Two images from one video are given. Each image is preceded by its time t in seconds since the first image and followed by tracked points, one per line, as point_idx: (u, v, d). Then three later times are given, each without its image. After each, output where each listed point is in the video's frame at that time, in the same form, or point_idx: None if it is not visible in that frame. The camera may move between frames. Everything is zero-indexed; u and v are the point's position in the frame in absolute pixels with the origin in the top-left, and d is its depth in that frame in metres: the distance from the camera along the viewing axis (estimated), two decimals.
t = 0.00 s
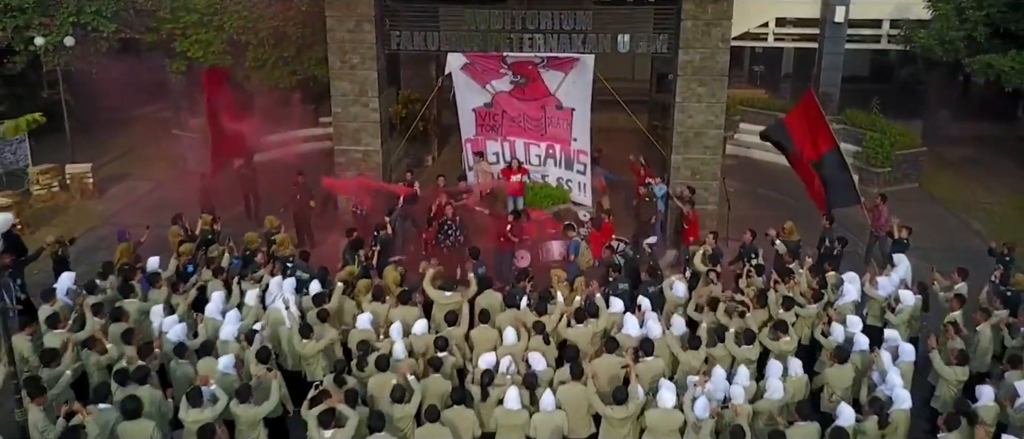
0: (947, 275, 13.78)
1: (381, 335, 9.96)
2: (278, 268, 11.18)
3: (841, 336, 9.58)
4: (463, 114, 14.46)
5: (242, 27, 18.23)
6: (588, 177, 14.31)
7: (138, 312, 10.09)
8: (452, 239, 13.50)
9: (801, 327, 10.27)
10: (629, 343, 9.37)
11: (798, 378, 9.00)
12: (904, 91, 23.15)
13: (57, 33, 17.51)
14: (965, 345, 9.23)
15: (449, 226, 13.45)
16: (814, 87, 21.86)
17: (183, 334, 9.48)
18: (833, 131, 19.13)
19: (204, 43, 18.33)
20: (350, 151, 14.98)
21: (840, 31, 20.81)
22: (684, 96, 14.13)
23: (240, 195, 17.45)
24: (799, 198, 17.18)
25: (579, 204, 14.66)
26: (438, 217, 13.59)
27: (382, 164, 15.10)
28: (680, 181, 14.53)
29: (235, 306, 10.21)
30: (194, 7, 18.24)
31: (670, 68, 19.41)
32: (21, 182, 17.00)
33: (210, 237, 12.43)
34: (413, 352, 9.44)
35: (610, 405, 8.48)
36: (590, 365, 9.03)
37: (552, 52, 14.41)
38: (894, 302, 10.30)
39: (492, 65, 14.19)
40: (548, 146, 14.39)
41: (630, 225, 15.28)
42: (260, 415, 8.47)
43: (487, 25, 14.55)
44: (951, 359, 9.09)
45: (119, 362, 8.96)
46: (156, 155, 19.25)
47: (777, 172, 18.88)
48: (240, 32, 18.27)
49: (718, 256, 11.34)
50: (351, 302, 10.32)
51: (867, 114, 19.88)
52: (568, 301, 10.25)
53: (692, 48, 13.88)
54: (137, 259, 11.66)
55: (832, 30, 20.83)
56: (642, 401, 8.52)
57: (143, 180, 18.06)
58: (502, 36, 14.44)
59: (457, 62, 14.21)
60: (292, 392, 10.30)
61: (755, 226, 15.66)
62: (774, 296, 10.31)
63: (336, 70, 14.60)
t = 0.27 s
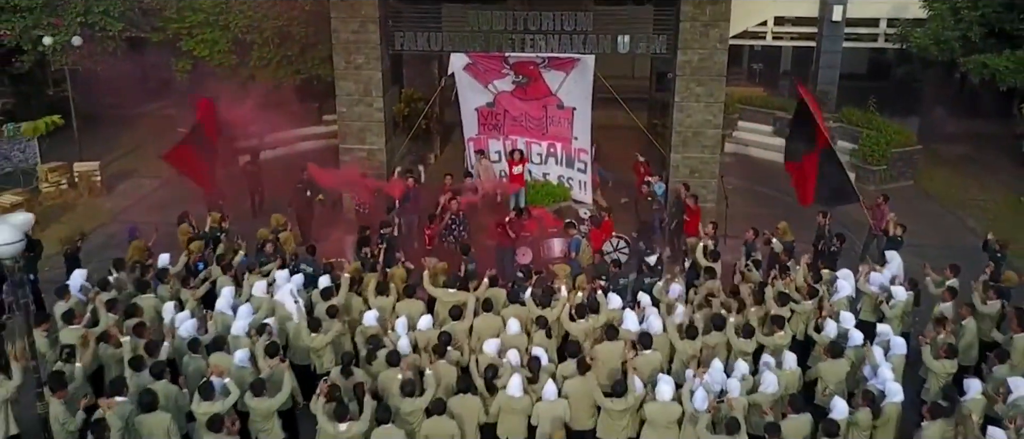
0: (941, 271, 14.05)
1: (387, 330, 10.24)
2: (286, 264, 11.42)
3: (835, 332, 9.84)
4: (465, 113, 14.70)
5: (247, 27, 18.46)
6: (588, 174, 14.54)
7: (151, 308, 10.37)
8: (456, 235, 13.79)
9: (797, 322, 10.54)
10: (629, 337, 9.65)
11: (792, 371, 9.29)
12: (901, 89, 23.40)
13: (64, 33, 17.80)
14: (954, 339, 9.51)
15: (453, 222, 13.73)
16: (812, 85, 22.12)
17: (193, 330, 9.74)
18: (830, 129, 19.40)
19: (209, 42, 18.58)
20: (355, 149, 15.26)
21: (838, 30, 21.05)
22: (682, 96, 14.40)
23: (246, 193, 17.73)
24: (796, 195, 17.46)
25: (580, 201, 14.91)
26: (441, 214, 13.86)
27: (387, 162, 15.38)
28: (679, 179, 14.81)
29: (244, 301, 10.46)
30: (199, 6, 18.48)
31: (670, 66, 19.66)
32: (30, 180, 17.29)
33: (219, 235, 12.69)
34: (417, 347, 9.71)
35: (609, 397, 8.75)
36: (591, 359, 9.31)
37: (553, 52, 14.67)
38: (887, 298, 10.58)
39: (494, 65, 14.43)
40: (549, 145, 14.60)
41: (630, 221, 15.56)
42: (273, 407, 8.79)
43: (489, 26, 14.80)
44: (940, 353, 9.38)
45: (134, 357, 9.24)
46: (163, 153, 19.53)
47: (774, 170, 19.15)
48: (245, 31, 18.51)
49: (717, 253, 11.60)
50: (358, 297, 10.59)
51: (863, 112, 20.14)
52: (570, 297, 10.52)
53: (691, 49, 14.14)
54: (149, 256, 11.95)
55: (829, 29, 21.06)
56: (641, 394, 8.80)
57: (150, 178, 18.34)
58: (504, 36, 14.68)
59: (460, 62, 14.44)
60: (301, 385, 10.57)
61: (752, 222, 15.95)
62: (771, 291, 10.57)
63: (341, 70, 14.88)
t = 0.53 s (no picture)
0: (934, 269, 14.34)
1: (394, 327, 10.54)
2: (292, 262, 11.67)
3: (828, 328, 10.13)
4: (468, 113, 14.97)
5: (251, 27, 18.68)
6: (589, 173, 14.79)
7: (163, 305, 10.66)
8: (459, 233, 14.08)
9: (791, 319, 10.84)
10: (628, 334, 9.94)
11: (786, 367, 9.59)
12: (897, 88, 23.66)
13: (73, 34, 18.08)
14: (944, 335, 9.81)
15: (457, 221, 14.03)
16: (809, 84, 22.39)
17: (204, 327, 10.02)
18: (827, 128, 19.68)
19: (215, 42, 18.81)
20: (360, 149, 15.55)
21: (836, 30, 21.27)
22: (681, 97, 14.67)
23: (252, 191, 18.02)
24: (793, 193, 17.74)
25: (581, 200, 15.16)
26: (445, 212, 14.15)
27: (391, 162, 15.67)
28: (678, 178, 15.10)
29: (254, 299, 10.74)
30: (205, 6, 18.71)
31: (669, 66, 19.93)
32: (39, 178, 17.55)
33: (227, 233, 12.96)
34: (422, 344, 10.00)
35: (610, 393, 9.03)
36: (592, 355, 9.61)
37: (554, 54, 14.94)
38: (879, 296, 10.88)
39: (496, 66, 14.68)
40: (551, 144, 14.86)
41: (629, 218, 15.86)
42: (286, 401, 9.09)
43: (491, 27, 15.06)
44: (931, 349, 9.67)
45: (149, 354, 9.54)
46: (169, 151, 19.80)
47: (772, 168, 19.44)
48: (249, 31, 18.75)
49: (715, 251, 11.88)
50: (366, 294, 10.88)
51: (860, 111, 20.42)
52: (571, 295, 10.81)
53: (690, 51, 14.40)
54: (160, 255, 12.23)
55: (827, 28, 21.29)
56: (640, 390, 9.10)
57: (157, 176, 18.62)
58: (506, 38, 14.94)
59: (462, 64, 14.69)
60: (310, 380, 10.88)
61: (750, 220, 16.24)
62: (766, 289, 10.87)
63: (346, 71, 15.16)
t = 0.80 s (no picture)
0: (928, 267, 14.64)
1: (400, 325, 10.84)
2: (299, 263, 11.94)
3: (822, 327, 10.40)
4: (471, 115, 15.23)
5: (256, 29, 18.92)
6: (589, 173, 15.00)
7: (175, 304, 10.97)
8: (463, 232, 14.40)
9: (786, 317, 11.17)
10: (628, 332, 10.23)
11: (780, 363, 9.90)
12: (894, 87, 23.94)
13: (81, 36, 18.42)
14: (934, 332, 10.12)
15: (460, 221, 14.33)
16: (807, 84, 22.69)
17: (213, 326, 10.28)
18: (824, 127, 19.98)
19: (220, 43, 19.06)
20: (365, 150, 15.86)
21: (833, 30, 21.51)
22: (680, 99, 14.96)
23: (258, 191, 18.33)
24: (790, 193, 18.06)
25: (581, 200, 15.35)
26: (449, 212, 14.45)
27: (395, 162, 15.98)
28: (677, 178, 15.41)
29: (263, 298, 11.02)
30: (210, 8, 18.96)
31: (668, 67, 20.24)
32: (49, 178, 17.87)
33: (236, 233, 13.24)
34: (428, 342, 10.29)
35: (611, 390, 9.30)
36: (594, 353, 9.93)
37: (555, 56, 15.22)
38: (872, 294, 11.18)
39: (498, 68, 14.93)
40: (552, 144, 15.05)
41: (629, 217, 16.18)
42: (299, 398, 9.42)
43: (493, 30, 15.32)
44: (922, 345, 9.98)
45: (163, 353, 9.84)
46: (176, 151, 20.12)
47: (770, 167, 19.75)
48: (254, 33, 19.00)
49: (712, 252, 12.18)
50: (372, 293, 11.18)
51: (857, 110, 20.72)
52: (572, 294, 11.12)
53: (689, 54, 14.69)
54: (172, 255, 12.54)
55: (824, 28, 21.51)
56: (640, 386, 9.41)
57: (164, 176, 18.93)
58: (508, 41, 15.20)
59: (465, 66, 14.95)
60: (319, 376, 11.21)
61: (747, 220, 16.56)
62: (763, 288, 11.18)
63: (351, 73, 15.47)
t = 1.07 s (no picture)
0: (923, 266, 14.95)
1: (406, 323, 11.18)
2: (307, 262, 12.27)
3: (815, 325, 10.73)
4: (473, 116, 15.52)
5: (261, 30, 19.13)
6: (590, 173, 15.27)
7: (187, 303, 11.31)
8: (466, 232, 14.74)
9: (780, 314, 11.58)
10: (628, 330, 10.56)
11: (774, 361, 10.22)
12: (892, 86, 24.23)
13: (90, 37, 18.73)
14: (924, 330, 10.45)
15: (464, 221, 14.67)
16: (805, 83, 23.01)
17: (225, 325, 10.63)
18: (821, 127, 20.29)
19: (226, 44, 19.35)
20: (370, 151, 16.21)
21: (831, 30, 21.74)
22: (678, 101, 15.28)
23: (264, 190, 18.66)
24: (787, 192, 18.38)
25: (581, 200, 15.61)
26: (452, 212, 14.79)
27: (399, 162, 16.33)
28: (675, 178, 15.73)
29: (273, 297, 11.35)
30: (217, 10, 19.23)
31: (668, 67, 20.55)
32: (60, 177, 18.22)
33: (245, 233, 13.57)
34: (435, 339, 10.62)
35: (611, 386, 9.64)
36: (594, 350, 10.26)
37: (556, 59, 15.50)
38: (864, 292, 11.52)
39: (500, 70, 15.23)
40: (553, 145, 15.34)
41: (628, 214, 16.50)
42: (310, 394, 9.77)
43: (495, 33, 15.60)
44: (912, 342, 10.31)
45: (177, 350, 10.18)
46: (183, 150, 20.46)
47: (767, 166, 20.07)
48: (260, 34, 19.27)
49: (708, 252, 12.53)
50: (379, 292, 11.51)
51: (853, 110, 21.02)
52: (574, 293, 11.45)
53: (687, 57, 14.99)
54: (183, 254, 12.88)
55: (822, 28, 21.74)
56: (638, 383, 9.74)
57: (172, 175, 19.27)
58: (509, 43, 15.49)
59: (468, 69, 15.25)
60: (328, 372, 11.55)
61: (745, 218, 16.88)
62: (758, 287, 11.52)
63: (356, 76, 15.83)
